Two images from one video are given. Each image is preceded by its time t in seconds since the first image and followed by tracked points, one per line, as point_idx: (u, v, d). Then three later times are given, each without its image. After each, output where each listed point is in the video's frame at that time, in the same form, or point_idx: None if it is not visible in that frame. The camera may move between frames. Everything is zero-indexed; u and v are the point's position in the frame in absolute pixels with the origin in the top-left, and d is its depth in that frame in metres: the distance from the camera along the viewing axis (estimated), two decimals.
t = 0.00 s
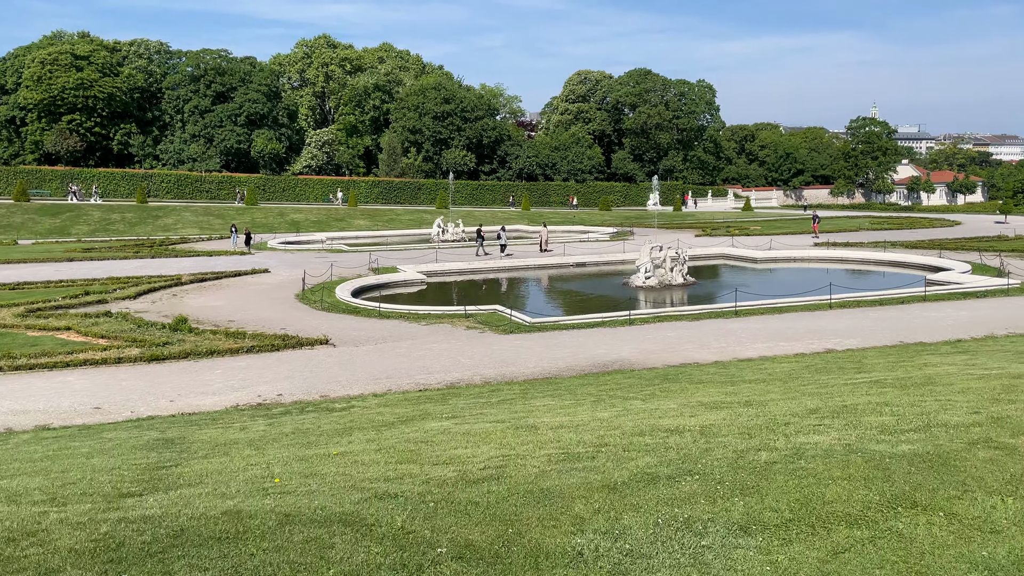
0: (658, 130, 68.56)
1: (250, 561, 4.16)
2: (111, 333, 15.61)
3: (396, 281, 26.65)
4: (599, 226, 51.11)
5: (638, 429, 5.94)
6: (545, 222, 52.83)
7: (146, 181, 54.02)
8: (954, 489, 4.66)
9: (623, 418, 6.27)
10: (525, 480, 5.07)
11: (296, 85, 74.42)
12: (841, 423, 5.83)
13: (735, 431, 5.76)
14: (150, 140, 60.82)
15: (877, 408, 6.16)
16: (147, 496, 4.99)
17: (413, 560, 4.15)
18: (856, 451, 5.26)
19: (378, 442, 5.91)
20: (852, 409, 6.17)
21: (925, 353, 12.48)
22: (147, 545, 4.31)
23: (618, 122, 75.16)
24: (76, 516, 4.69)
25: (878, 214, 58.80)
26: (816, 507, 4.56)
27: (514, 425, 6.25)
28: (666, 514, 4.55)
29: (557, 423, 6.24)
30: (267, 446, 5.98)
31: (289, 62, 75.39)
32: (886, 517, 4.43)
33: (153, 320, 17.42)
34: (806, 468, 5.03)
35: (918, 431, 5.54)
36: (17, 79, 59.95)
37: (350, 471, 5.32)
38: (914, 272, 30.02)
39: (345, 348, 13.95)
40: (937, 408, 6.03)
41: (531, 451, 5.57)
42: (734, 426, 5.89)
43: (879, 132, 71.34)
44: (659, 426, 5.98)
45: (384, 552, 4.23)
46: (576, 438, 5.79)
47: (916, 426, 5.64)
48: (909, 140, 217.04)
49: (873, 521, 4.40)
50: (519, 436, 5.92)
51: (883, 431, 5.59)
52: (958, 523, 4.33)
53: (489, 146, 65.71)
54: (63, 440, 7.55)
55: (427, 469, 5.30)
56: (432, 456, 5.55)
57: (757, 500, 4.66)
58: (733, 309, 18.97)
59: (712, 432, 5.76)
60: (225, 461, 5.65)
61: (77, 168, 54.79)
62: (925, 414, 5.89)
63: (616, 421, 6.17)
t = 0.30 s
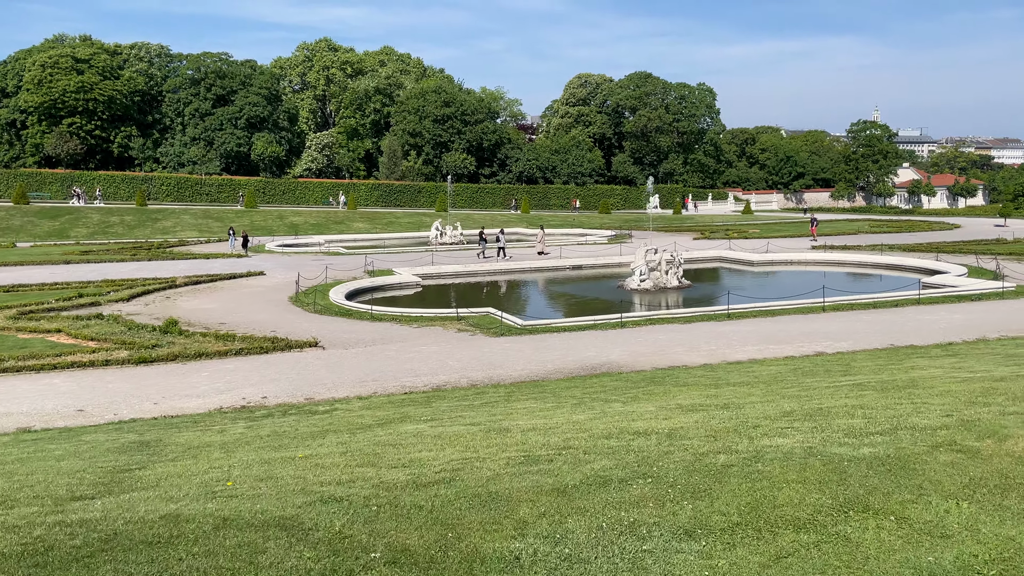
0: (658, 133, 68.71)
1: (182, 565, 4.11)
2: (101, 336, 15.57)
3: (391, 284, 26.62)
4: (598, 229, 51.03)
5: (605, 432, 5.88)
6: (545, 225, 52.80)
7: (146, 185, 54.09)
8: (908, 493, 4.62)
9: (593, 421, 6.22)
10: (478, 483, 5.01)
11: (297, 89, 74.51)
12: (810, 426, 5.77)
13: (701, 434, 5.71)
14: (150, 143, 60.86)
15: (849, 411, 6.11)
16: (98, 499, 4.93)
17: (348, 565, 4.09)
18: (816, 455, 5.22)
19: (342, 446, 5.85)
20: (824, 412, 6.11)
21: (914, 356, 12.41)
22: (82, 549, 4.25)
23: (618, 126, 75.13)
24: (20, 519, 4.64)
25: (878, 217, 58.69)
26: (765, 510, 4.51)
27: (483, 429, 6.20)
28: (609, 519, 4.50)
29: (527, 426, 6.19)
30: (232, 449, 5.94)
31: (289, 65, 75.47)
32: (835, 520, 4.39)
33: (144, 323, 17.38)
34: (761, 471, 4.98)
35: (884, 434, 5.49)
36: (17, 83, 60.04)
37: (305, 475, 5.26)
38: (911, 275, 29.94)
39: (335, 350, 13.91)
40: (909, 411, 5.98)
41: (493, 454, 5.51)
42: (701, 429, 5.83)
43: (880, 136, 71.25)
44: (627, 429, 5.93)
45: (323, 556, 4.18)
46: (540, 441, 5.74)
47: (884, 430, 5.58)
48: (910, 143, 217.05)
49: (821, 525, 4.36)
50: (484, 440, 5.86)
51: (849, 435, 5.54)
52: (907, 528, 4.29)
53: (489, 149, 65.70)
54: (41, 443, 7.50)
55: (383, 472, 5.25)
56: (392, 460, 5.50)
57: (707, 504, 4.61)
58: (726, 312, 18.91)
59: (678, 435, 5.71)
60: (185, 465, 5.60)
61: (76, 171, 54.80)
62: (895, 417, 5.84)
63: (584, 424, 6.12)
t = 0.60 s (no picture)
0: (660, 139, 68.92)
1: None
2: (94, 342, 15.56)
3: (389, 289, 26.60)
4: (599, 234, 51.01)
5: (578, 443, 5.83)
6: (546, 231, 52.83)
7: (148, 190, 54.18)
8: (871, 509, 4.56)
9: (568, 431, 6.18)
10: (438, 498, 4.95)
11: (300, 94, 74.68)
12: (783, 438, 5.72)
13: (672, 446, 5.65)
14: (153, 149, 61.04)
15: (827, 422, 6.05)
16: (57, 512, 4.90)
17: None
18: (782, 468, 5.16)
19: (311, 457, 5.80)
20: (801, 423, 6.05)
21: (908, 365, 12.35)
22: (27, 565, 4.20)
23: (621, 131, 75.16)
24: None
25: (881, 223, 58.59)
26: (721, 527, 4.45)
27: (458, 439, 6.15)
28: (561, 536, 4.45)
29: (502, 437, 6.14)
30: (202, 460, 5.90)
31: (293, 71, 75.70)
32: (791, 538, 4.34)
33: (139, 329, 17.37)
34: (724, 486, 4.93)
35: (855, 447, 5.43)
36: (21, 89, 60.26)
37: (267, 489, 5.21)
38: (910, 281, 29.84)
39: (327, 357, 13.88)
40: (887, 423, 5.91)
41: (459, 466, 5.47)
42: (674, 440, 5.79)
43: (883, 141, 71.14)
44: (601, 440, 5.88)
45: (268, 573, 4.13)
46: (510, 453, 5.69)
47: (857, 443, 5.52)
48: (914, 148, 217.02)
49: (776, 542, 4.30)
50: (456, 451, 5.82)
51: (821, 447, 5.48)
52: (865, 547, 4.24)
53: (491, 155, 65.76)
54: (23, 452, 7.46)
55: (345, 486, 5.20)
56: (359, 472, 5.45)
57: (663, 521, 4.55)
58: (722, 318, 18.89)
59: (648, 448, 5.66)
60: (152, 476, 5.56)
61: (79, 176, 54.94)
62: (870, 430, 5.78)
63: (559, 435, 6.08)
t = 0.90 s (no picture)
0: (665, 145, 68.89)
1: None
2: (90, 349, 15.52)
3: (389, 295, 26.54)
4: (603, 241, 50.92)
5: (555, 452, 5.75)
6: (551, 237, 52.74)
7: (154, 197, 54.32)
8: (840, 522, 4.48)
9: (547, 439, 6.10)
10: (403, 509, 4.87)
11: (306, 101, 74.93)
12: (762, 448, 5.62)
13: (649, 456, 5.56)
14: (159, 155, 61.26)
15: (810, 432, 5.95)
16: (17, 521, 4.83)
17: None
18: (754, 479, 5.06)
19: (284, 466, 5.73)
20: (784, 432, 5.96)
21: (905, 372, 12.24)
22: None
23: (626, 137, 75.13)
24: None
25: (887, 230, 58.36)
26: (683, 540, 4.36)
27: (436, 447, 6.07)
28: (519, 549, 4.37)
29: (480, 445, 6.06)
30: (174, 468, 5.82)
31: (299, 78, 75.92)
32: (755, 552, 4.25)
33: (135, 335, 17.33)
34: (692, 497, 4.83)
35: (832, 457, 5.34)
36: (28, 95, 60.53)
37: (233, 498, 5.14)
38: (913, 288, 29.69)
39: (321, 364, 13.84)
40: (870, 432, 5.81)
41: (430, 476, 5.39)
42: (651, 450, 5.70)
43: (890, 148, 70.95)
44: (578, 448, 5.80)
45: None
46: (485, 463, 5.60)
47: (837, 453, 5.43)
48: (922, 154, 216.96)
49: (738, 556, 4.22)
50: (431, 460, 5.73)
51: (799, 457, 5.38)
52: (830, 561, 4.14)
53: (496, 161, 65.84)
54: (6, 459, 7.40)
55: (311, 496, 5.13)
56: (331, 481, 5.38)
57: (624, 533, 4.46)
58: (721, 325, 18.77)
59: (624, 457, 5.57)
60: (120, 485, 5.49)
61: (85, 183, 55.13)
62: (853, 439, 5.68)
63: (537, 443, 6.00)
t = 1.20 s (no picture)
0: (673, 153, 68.38)
1: None
2: (90, 357, 15.51)
3: (392, 303, 26.52)
4: (610, 249, 50.82)
5: (535, 468, 5.65)
6: (557, 245, 52.73)
7: (163, 205, 54.54)
8: (811, 545, 4.36)
9: (527, 454, 6.00)
10: (364, 531, 4.75)
11: (316, 109, 75.33)
12: (744, 465, 5.51)
13: (628, 473, 5.46)
14: (168, 163, 61.57)
15: (796, 446, 5.84)
16: None
17: None
18: (728, 499, 4.96)
19: (259, 480, 5.63)
20: (770, 448, 5.85)
21: (908, 383, 12.08)
22: None
23: (634, 145, 75.10)
24: None
25: (896, 238, 58.06)
26: (646, 566, 4.24)
27: (416, 462, 5.98)
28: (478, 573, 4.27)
29: (460, 460, 5.96)
30: (149, 483, 5.75)
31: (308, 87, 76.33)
32: None
33: (136, 343, 17.33)
34: (662, 519, 4.72)
35: (812, 476, 5.23)
36: (39, 104, 60.97)
37: (199, 515, 5.05)
38: (920, 297, 29.47)
39: (319, 373, 13.79)
40: (856, 448, 5.70)
41: (403, 492, 5.30)
42: (630, 466, 5.58)
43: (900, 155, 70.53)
44: (558, 464, 5.71)
45: None
46: (460, 479, 5.50)
47: (819, 471, 5.32)
48: (932, 163, 216.24)
49: None
50: (407, 475, 5.65)
51: (779, 476, 5.27)
52: None
53: (504, 169, 65.89)
54: None
55: (278, 513, 5.05)
56: (302, 497, 5.29)
57: (586, 557, 4.35)
58: (723, 334, 18.64)
59: (603, 474, 5.47)
60: (91, 501, 5.40)
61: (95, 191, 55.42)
62: (838, 456, 5.56)
63: (517, 458, 5.91)
